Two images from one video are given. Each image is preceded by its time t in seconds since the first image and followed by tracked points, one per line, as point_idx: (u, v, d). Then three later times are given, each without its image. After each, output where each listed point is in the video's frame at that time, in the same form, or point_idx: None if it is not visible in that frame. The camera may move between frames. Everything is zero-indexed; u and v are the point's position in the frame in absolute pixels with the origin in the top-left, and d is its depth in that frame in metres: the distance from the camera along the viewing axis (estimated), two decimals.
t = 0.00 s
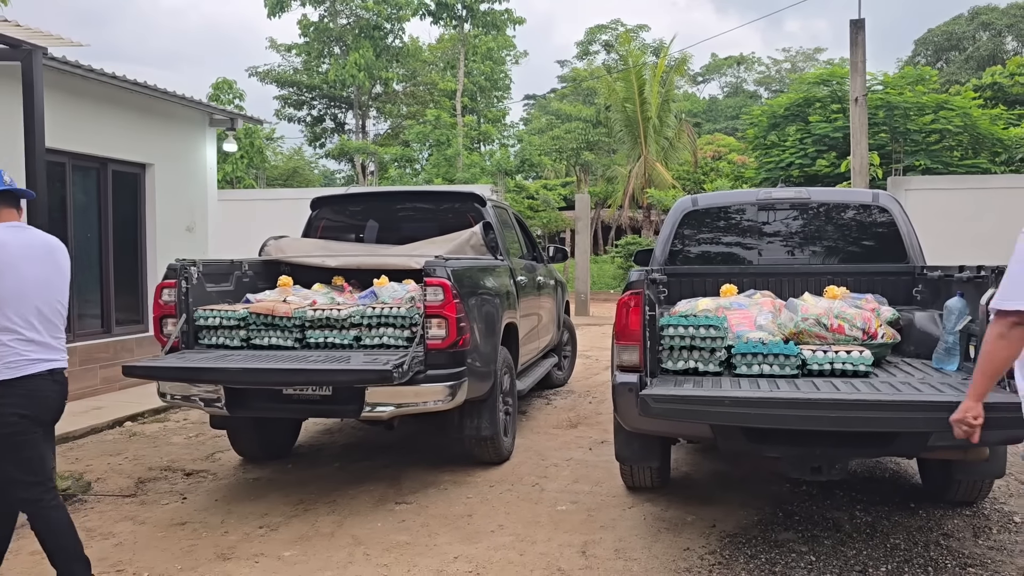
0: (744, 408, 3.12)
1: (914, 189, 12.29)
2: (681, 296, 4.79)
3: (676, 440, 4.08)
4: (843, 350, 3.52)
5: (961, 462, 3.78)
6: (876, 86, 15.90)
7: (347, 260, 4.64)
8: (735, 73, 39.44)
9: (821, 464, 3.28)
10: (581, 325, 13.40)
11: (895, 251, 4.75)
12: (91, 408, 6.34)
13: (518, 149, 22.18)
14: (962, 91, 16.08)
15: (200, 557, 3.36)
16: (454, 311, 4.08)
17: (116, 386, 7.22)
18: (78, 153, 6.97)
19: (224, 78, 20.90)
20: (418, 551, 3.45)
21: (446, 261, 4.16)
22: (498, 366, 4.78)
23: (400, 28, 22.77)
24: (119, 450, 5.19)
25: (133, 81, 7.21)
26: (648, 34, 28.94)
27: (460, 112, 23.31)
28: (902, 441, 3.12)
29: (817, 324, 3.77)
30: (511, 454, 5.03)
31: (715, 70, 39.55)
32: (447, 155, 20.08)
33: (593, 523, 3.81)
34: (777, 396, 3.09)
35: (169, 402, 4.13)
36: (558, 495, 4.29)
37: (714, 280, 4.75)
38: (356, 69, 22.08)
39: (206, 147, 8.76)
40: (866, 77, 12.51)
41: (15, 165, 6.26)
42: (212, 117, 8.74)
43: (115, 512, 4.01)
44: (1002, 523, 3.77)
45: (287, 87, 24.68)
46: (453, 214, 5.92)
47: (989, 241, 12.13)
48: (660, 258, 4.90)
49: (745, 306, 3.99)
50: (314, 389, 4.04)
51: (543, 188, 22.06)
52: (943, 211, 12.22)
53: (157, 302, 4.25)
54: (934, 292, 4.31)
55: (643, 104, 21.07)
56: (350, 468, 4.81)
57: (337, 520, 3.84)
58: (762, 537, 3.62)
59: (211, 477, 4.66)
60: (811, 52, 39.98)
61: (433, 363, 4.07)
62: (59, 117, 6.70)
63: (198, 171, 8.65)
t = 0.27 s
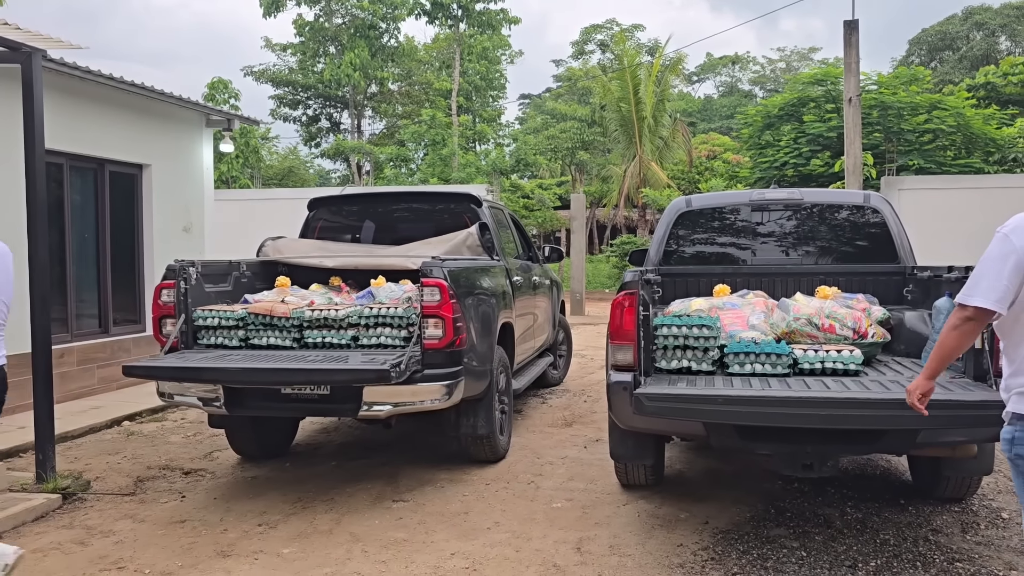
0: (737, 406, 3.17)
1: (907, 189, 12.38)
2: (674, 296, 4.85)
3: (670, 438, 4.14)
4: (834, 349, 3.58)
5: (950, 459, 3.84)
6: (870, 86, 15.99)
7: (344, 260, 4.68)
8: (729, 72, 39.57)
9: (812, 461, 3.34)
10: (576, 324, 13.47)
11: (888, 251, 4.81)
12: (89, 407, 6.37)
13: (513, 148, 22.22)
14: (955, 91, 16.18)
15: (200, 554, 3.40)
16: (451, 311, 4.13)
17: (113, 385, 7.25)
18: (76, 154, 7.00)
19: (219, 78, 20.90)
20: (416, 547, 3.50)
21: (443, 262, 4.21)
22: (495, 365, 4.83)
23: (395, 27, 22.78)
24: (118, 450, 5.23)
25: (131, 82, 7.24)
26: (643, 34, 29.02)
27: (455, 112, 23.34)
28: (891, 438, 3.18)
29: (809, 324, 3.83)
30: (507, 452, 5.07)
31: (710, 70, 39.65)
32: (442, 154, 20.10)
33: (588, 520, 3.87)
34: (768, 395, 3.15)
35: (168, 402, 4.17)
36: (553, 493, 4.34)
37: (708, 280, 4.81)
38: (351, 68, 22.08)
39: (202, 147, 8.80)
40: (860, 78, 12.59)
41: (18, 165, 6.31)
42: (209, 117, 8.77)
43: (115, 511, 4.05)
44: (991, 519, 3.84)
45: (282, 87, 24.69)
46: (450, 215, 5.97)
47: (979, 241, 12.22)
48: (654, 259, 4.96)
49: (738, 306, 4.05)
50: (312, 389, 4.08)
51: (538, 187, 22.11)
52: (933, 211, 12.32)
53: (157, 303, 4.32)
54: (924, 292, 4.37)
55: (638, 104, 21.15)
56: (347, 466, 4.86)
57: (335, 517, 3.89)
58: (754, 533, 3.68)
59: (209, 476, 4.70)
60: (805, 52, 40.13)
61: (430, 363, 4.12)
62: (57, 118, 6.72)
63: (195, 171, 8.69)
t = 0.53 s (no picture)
0: (722, 403, 3.25)
1: (898, 189, 12.48)
2: (665, 295, 4.92)
3: (659, 435, 4.21)
4: (818, 347, 3.67)
5: (932, 454, 3.92)
6: (862, 86, 16.10)
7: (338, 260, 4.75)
8: (724, 72, 39.71)
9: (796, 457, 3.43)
10: (570, 323, 13.55)
11: (878, 251, 4.90)
12: (86, 406, 6.43)
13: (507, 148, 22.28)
14: (947, 91, 16.31)
15: (197, 549, 3.46)
16: (444, 310, 4.20)
17: (110, 384, 7.31)
18: (72, 153, 7.05)
19: (214, 77, 20.92)
20: (409, 542, 3.56)
21: (436, 261, 4.28)
22: (487, 363, 4.90)
23: (390, 27, 22.83)
24: (114, 448, 5.28)
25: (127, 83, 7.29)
26: (638, 34, 29.12)
27: (450, 112, 23.41)
28: (873, 434, 3.27)
29: (795, 323, 3.89)
30: (499, 450, 5.15)
31: (704, 69, 39.77)
32: (437, 154, 20.15)
33: (578, 515, 3.95)
34: (752, 391, 3.23)
35: (164, 400, 4.24)
36: (544, 488, 4.42)
37: (699, 279, 4.88)
38: (346, 68, 22.10)
39: (198, 148, 8.85)
40: (851, 79, 12.69)
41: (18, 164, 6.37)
42: (205, 118, 8.83)
43: (112, 507, 4.11)
44: (972, 513, 3.93)
45: (277, 87, 24.73)
46: (444, 215, 6.04)
47: (967, 242, 12.35)
48: (647, 258, 5.05)
49: (725, 305, 4.14)
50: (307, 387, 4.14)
51: (533, 187, 22.17)
52: (922, 211, 12.45)
53: (153, 302, 4.33)
54: (908, 291, 4.46)
55: (632, 104, 21.24)
56: (342, 463, 4.92)
57: (330, 513, 3.96)
58: (741, 527, 3.76)
59: (205, 473, 4.76)
60: (799, 52, 40.31)
61: (423, 361, 4.19)
62: (54, 118, 6.77)
63: (191, 171, 8.74)
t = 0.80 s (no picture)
0: (711, 399, 3.33)
1: (890, 189, 12.56)
2: (658, 293, 4.99)
3: (651, 431, 4.29)
4: (806, 344, 3.75)
5: (918, 449, 4.00)
6: (856, 86, 16.20)
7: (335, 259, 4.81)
8: (719, 71, 39.81)
9: (783, 451, 3.50)
10: (565, 321, 13.62)
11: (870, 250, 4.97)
12: (84, 404, 6.48)
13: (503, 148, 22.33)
14: (940, 91, 16.41)
15: (197, 543, 3.52)
16: (439, 308, 4.27)
17: (107, 383, 7.36)
18: (70, 154, 7.10)
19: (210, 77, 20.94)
20: (405, 535, 3.63)
21: (431, 260, 4.34)
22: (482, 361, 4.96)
23: (386, 27, 22.86)
24: (113, 445, 5.34)
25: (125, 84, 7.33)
26: (633, 33, 29.21)
27: (445, 111, 23.46)
28: (858, 429, 3.35)
29: (783, 320, 3.99)
30: (494, 446, 5.21)
31: (700, 68, 39.86)
32: (433, 153, 20.19)
33: (572, 509, 4.02)
34: (740, 387, 3.31)
35: (162, 397, 4.29)
36: (538, 484, 4.49)
37: (692, 278, 4.96)
38: (342, 67, 22.09)
39: (195, 148, 8.90)
40: (844, 79, 12.78)
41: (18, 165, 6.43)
42: (202, 118, 8.87)
43: (112, 502, 4.17)
44: (957, 507, 4.01)
45: (273, 86, 24.76)
46: (440, 215, 6.10)
47: (957, 241, 12.43)
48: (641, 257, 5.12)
49: (716, 303, 4.21)
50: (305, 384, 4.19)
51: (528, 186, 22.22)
52: (913, 210, 12.55)
53: (152, 300, 4.38)
54: (896, 290, 4.54)
55: (627, 104, 21.32)
56: (339, 460, 4.99)
57: (327, 508, 4.02)
58: (731, 520, 3.84)
59: (204, 469, 4.82)
60: (794, 52, 40.45)
61: (419, 358, 4.26)
62: (52, 120, 6.82)
63: (188, 171, 8.79)
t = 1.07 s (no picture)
0: (708, 395, 3.37)
1: (885, 189, 12.62)
2: (656, 291, 5.04)
3: (647, 427, 4.34)
4: (801, 341, 3.79)
5: (911, 445, 4.05)
6: (851, 86, 16.27)
7: (334, 258, 4.85)
8: (715, 71, 39.88)
9: (778, 447, 3.55)
10: (562, 320, 13.68)
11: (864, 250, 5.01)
12: (84, 402, 6.51)
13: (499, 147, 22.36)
14: (935, 91, 16.50)
15: (199, 538, 3.56)
16: (438, 306, 4.31)
17: (106, 381, 7.38)
18: (69, 154, 7.12)
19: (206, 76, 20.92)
20: (405, 531, 3.67)
21: (430, 258, 4.38)
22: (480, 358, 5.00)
23: (382, 26, 22.87)
24: (114, 442, 5.37)
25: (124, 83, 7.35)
26: (629, 33, 29.26)
27: (441, 111, 23.48)
28: (852, 425, 3.40)
29: (778, 318, 4.03)
30: (492, 443, 5.26)
31: (696, 68, 39.91)
32: (429, 153, 20.20)
33: (570, 505, 4.06)
34: (736, 383, 3.36)
35: (162, 395, 4.32)
36: (536, 480, 4.54)
37: (688, 276, 5.00)
38: (339, 67, 22.03)
39: (193, 147, 8.92)
40: (839, 79, 12.84)
41: (18, 167, 6.45)
42: (200, 118, 8.89)
43: (114, 499, 4.21)
44: (950, 502, 4.06)
45: (269, 86, 24.76)
46: (437, 214, 6.14)
47: (950, 240, 12.50)
48: (637, 256, 5.17)
49: (712, 301, 4.27)
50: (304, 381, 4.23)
51: (524, 186, 22.24)
52: (909, 210, 12.62)
53: (154, 298, 4.41)
54: (891, 288, 4.58)
55: (623, 103, 21.35)
56: (338, 457, 5.02)
57: (327, 504, 4.06)
58: (726, 515, 3.89)
59: (204, 467, 4.86)
60: (790, 52, 40.55)
61: (418, 355, 4.30)
62: (51, 119, 6.84)
63: (186, 171, 8.80)
